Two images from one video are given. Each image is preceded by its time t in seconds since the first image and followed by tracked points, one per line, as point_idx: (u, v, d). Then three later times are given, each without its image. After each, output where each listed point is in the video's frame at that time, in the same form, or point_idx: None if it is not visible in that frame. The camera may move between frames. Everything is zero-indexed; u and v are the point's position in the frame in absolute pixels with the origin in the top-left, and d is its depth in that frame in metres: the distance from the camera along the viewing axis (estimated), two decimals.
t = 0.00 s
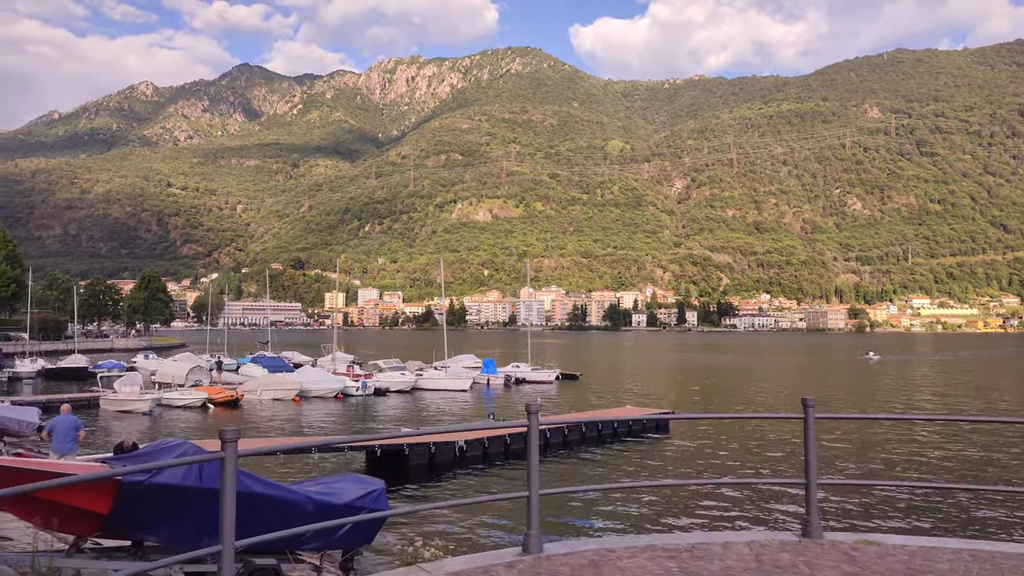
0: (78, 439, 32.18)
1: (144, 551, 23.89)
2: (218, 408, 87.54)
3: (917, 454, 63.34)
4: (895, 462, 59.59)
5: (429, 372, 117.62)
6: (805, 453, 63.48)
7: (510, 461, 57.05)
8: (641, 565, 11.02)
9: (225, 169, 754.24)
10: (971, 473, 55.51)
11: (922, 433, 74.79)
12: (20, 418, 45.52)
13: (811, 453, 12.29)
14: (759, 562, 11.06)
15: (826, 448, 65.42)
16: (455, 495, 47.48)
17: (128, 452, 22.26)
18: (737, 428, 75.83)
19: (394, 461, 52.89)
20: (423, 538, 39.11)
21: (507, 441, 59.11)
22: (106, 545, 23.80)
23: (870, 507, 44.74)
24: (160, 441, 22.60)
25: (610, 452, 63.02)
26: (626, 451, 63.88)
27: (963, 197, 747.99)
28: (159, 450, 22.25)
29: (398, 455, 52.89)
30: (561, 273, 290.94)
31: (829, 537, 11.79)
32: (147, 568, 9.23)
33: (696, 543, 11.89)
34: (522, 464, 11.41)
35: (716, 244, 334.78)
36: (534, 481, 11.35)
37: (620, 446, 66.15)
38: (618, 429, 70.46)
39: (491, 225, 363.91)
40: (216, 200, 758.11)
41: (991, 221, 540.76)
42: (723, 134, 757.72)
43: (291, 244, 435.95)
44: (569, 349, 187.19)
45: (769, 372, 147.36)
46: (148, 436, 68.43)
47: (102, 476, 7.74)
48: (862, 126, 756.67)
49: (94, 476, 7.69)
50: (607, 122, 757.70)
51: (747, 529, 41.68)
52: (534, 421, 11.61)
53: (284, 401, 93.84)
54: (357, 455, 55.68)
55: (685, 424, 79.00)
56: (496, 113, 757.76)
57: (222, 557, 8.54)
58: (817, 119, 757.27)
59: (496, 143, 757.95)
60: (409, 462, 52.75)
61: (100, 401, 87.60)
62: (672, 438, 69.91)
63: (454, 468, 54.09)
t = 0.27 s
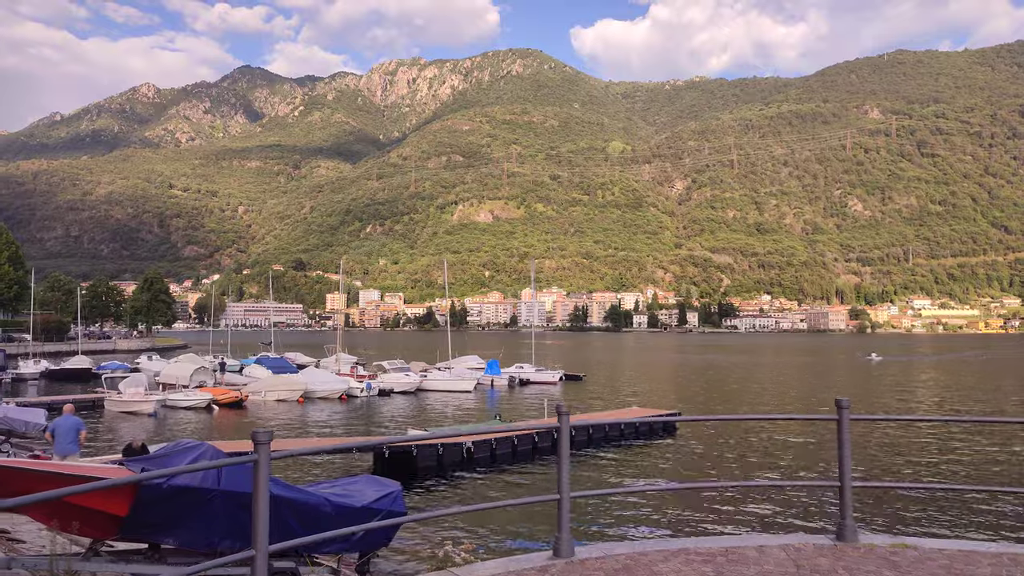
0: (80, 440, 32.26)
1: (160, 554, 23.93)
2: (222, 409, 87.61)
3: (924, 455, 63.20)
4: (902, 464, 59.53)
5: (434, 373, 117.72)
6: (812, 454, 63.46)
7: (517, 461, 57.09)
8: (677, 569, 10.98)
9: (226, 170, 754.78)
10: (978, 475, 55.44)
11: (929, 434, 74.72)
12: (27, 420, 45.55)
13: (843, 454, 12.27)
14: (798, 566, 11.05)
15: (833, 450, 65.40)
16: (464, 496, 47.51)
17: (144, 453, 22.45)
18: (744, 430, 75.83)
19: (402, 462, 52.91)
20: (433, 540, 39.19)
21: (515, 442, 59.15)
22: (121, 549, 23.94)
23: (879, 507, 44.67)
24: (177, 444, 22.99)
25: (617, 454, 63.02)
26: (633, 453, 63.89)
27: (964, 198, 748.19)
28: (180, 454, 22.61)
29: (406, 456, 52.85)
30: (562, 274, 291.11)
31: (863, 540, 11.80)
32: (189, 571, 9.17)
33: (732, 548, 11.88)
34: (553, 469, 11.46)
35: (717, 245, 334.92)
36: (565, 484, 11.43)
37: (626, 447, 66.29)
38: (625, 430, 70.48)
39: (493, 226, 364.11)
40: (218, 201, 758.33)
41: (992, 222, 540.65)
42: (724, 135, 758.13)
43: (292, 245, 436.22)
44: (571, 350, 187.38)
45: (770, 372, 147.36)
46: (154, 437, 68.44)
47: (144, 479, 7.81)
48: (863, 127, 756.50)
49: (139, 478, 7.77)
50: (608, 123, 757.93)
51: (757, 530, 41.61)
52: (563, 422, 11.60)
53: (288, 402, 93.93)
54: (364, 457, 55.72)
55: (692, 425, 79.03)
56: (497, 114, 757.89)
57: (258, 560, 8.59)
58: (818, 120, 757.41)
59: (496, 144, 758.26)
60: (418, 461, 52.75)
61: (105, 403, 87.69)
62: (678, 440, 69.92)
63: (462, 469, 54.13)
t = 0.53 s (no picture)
0: (86, 439, 32.39)
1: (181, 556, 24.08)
2: (228, 408, 87.70)
3: (933, 456, 63.07)
4: (910, 464, 59.47)
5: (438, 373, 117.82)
6: (821, 454, 63.37)
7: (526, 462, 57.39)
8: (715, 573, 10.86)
9: (229, 170, 755.37)
10: (987, 474, 55.36)
11: (936, 434, 74.65)
12: (35, 419, 45.81)
13: (880, 458, 12.11)
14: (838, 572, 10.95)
15: (841, 450, 65.31)
16: (472, 496, 47.71)
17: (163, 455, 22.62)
18: (750, 430, 75.93)
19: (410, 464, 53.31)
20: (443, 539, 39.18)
21: (523, 443, 59.39)
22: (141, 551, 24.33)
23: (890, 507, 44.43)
24: (195, 445, 23.10)
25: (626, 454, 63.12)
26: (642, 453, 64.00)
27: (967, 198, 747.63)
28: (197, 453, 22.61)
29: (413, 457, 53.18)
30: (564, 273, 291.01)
31: (902, 547, 11.63)
32: None
33: (768, 551, 11.71)
34: (587, 472, 11.35)
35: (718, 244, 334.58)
36: (598, 484, 11.38)
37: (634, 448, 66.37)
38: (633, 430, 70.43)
39: (495, 225, 364.30)
40: (220, 200, 758.16)
41: (994, 221, 539.99)
42: (726, 134, 757.80)
43: (294, 245, 436.16)
44: (573, 349, 187.66)
45: (774, 372, 147.22)
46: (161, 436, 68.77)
47: (175, 486, 7.70)
48: (866, 126, 756.18)
49: (176, 481, 7.68)
50: (610, 122, 757.69)
51: (765, 531, 41.61)
52: (597, 423, 11.41)
53: (293, 402, 93.95)
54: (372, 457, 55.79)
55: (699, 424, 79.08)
56: (499, 114, 757.89)
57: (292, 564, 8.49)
58: (820, 119, 757.02)
59: (498, 143, 758.22)
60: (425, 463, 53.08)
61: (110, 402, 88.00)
62: (686, 440, 70.06)
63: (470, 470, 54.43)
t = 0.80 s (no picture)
0: (93, 439, 32.39)
1: (197, 558, 24.15)
2: (232, 408, 87.80)
3: (942, 455, 62.42)
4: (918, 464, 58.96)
5: (442, 373, 117.86)
6: (828, 454, 63.09)
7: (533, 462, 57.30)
8: None
9: (230, 170, 755.98)
10: (996, 474, 54.92)
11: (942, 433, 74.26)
12: (41, 419, 45.90)
13: (919, 457, 11.65)
14: None
15: (847, 450, 64.99)
16: (478, 496, 47.46)
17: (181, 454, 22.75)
18: (755, 431, 75.80)
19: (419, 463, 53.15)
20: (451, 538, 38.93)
21: (531, 442, 59.36)
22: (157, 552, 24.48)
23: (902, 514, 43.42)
24: (210, 443, 23.24)
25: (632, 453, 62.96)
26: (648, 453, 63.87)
27: (969, 197, 747.02)
28: (213, 452, 22.60)
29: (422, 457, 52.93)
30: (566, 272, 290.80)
31: (942, 548, 11.20)
32: None
33: (803, 553, 11.33)
34: (616, 473, 11.23)
35: (720, 244, 334.28)
36: (632, 482, 11.22)
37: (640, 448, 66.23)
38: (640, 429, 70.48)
39: (496, 225, 364.20)
40: (221, 200, 758.37)
41: (997, 221, 539.28)
42: (727, 134, 758.46)
43: (295, 244, 435.89)
44: (574, 349, 187.97)
45: (776, 371, 147.15)
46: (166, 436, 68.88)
47: (208, 488, 7.50)
48: (868, 125, 756.37)
49: (210, 483, 7.61)
50: (611, 122, 758.03)
51: (777, 532, 41.13)
52: (629, 423, 11.06)
53: (298, 401, 94.11)
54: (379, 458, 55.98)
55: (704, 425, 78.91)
56: (500, 113, 757.87)
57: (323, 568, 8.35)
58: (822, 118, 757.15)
59: (500, 143, 758.07)
60: (434, 463, 52.90)
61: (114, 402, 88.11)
62: (692, 441, 69.97)
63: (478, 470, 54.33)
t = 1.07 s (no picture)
0: (106, 438, 32.62)
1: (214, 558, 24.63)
2: (240, 406, 87.85)
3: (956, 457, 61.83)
4: (931, 466, 58.60)
5: (449, 371, 117.90)
6: (837, 454, 63.04)
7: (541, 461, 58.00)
8: None
9: (235, 167, 756.28)
10: (1011, 476, 54.37)
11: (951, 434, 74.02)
12: (51, 416, 46.01)
13: (962, 461, 11.30)
14: None
15: (855, 450, 64.98)
16: (488, 496, 47.45)
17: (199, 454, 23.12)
18: (763, 431, 75.59)
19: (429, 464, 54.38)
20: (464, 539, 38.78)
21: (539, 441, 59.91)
22: (177, 552, 25.14)
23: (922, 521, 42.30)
24: (226, 441, 23.36)
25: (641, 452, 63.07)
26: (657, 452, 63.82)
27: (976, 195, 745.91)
28: (230, 449, 22.87)
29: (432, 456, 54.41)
30: (571, 271, 290.68)
31: (986, 552, 10.90)
32: None
33: (848, 559, 10.85)
34: (658, 473, 10.20)
35: (726, 242, 333.92)
36: (672, 485, 10.26)
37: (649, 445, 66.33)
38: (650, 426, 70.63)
39: (501, 223, 364.58)
40: (226, 198, 758.21)
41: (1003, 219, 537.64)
42: (733, 131, 758.07)
43: (300, 242, 436.07)
44: (578, 347, 187.94)
45: (781, 370, 147.04)
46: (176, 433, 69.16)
47: (253, 489, 7.09)
48: (874, 123, 755.93)
49: (247, 489, 6.91)
50: (616, 119, 757.52)
51: (793, 536, 40.31)
52: (672, 427, 10.42)
53: (305, 399, 94.14)
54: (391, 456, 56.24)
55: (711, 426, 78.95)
56: (505, 111, 757.33)
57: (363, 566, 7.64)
58: (827, 116, 756.60)
59: (504, 140, 757.68)
60: (445, 464, 54.31)
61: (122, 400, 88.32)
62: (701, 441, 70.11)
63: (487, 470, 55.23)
